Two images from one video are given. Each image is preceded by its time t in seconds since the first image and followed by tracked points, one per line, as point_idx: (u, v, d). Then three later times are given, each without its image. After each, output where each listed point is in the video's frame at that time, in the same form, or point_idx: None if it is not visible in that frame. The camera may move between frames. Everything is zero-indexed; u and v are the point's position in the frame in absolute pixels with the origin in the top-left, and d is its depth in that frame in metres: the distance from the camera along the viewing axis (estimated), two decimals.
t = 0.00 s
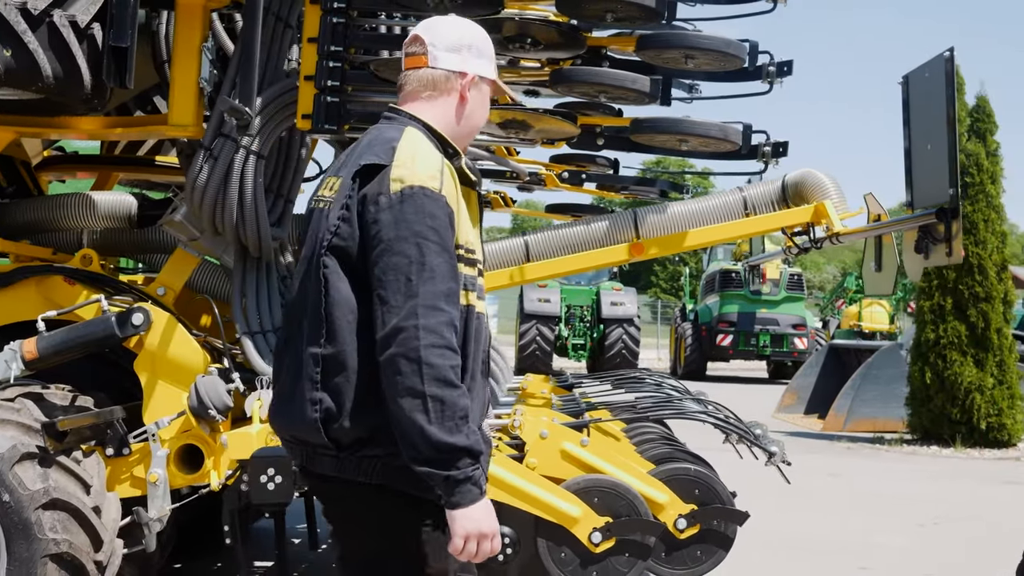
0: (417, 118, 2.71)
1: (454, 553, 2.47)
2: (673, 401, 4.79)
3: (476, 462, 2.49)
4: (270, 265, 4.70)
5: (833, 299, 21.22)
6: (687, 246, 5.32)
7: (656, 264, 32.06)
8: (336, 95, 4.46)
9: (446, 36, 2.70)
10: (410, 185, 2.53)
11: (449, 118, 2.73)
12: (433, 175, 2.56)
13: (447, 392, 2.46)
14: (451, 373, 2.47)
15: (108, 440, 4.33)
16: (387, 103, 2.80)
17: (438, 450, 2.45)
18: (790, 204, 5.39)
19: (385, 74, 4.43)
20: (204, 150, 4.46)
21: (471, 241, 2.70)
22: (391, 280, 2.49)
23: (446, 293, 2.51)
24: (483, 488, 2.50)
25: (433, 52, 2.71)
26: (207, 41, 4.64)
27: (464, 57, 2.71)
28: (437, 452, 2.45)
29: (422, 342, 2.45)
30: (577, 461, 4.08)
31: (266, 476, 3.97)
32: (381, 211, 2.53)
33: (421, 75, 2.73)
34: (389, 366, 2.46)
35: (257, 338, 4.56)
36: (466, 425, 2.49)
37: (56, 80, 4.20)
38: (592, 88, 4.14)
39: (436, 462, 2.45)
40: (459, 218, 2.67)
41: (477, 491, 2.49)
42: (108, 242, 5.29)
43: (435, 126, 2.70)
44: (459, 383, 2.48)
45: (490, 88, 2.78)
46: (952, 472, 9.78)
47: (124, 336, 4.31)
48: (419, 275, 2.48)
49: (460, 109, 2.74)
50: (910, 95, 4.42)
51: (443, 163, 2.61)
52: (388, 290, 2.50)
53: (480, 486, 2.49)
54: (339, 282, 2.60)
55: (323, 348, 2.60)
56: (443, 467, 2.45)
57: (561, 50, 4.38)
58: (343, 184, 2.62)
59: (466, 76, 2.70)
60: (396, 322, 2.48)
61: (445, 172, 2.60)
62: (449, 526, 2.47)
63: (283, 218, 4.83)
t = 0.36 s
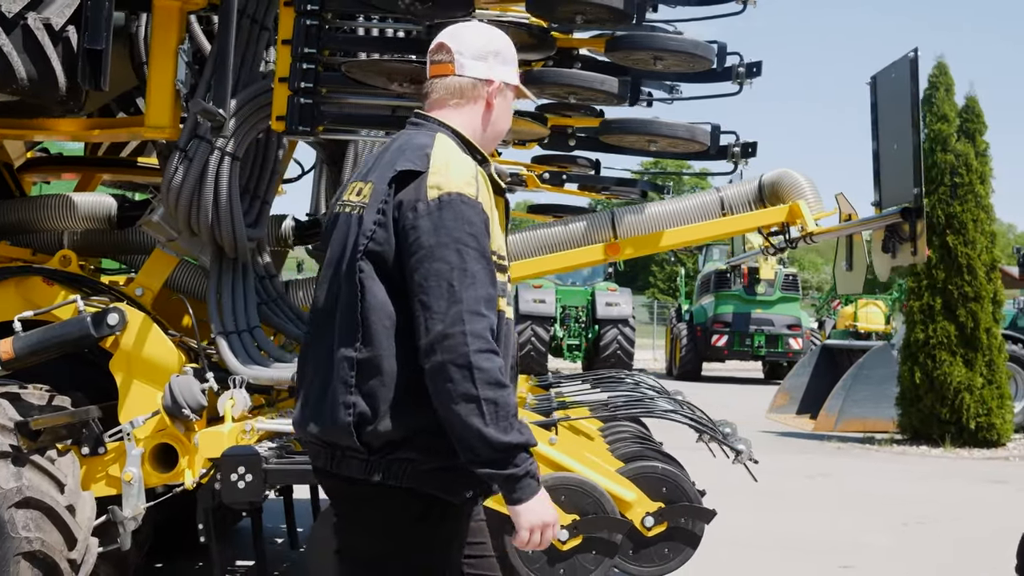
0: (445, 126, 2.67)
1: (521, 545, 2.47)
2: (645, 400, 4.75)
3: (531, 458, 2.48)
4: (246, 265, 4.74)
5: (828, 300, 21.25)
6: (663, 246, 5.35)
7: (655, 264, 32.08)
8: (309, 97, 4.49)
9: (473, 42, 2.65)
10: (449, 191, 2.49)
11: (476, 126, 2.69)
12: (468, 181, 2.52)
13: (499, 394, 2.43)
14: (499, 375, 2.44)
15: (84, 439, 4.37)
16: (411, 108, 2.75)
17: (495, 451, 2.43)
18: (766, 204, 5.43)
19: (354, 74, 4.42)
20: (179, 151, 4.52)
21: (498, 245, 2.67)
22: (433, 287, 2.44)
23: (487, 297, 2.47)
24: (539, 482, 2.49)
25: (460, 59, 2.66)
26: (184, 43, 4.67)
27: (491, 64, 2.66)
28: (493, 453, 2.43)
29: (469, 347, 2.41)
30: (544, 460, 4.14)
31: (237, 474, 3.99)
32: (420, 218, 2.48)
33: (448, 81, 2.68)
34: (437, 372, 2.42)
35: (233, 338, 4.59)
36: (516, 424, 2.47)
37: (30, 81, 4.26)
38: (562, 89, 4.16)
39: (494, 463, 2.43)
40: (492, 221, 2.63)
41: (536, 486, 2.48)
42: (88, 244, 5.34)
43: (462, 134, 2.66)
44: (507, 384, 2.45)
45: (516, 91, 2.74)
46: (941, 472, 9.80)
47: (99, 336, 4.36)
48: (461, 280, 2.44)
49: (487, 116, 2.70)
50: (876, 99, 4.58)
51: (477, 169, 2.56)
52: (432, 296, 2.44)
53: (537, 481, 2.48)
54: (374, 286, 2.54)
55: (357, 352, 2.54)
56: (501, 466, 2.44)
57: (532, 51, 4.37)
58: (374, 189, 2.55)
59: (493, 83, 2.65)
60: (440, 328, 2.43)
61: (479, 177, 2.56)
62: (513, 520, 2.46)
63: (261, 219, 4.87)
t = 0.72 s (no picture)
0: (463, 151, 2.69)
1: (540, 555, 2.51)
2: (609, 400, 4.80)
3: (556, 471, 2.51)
4: (215, 267, 4.79)
5: (825, 302, 21.26)
6: (632, 247, 5.37)
7: (654, 266, 32.07)
8: (275, 100, 4.54)
9: (483, 67, 2.66)
10: (477, 209, 2.52)
11: (494, 147, 2.71)
12: (494, 199, 2.55)
13: (527, 407, 2.46)
14: (527, 389, 2.47)
15: (51, 440, 4.39)
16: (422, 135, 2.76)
17: (524, 463, 2.45)
18: (738, 205, 5.47)
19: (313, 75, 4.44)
20: (148, 154, 4.57)
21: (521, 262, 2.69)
22: (462, 302, 2.47)
23: (516, 312, 2.50)
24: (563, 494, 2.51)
25: (471, 85, 2.67)
26: (153, 47, 4.70)
27: (502, 85, 2.67)
28: (521, 465, 2.45)
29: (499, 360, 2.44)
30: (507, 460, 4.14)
31: (198, 473, 4.03)
32: (447, 235, 2.51)
33: (461, 107, 2.70)
34: (468, 384, 2.45)
35: (201, 340, 4.62)
36: (543, 438, 2.49)
37: None
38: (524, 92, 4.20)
39: (522, 475, 2.45)
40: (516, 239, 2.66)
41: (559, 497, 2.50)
42: (63, 246, 5.33)
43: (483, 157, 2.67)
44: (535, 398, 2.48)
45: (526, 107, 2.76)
46: (930, 474, 9.81)
47: (67, 337, 4.38)
48: (490, 296, 2.47)
49: (503, 136, 2.72)
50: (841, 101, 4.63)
51: (501, 188, 2.60)
52: (462, 311, 2.47)
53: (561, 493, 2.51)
54: (402, 303, 2.56)
55: (387, 365, 2.54)
56: (529, 478, 2.46)
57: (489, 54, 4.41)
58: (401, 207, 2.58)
59: (506, 103, 2.67)
60: (469, 342, 2.46)
61: (503, 195, 2.59)
62: (535, 528, 2.50)
63: (231, 221, 4.89)
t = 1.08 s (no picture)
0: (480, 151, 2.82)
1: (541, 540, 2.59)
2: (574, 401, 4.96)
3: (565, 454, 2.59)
4: (184, 268, 4.82)
5: (823, 303, 21.24)
6: (600, 248, 5.37)
7: (655, 267, 32.04)
8: (240, 102, 4.59)
9: (498, 71, 2.81)
10: (491, 198, 2.64)
11: (509, 147, 2.85)
12: (509, 190, 2.68)
13: (540, 388, 2.57)
14: (541, 372, 2.58)
15: (18, 439, 4.46)
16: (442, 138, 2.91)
17: (534, 444, 2.55)
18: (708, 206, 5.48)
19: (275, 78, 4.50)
20: (115, 156, 4.62)
21: (543, 252, 2.80)
22: (481, 287, 2.59)
23: (533, 296, 2.61)
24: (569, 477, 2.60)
25: (488, 89, 2.81)
26: (121, 50, 4.74)
27: (517, 89, 2.82)
28: (532, 445, 2.55)
29: (515, 342, 2.56)
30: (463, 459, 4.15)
31: (159, 471, 4.11)
32: (465, 224, 2.64)
33: (479, 110, 2.84)
34: (482, 365, 2.57)
35: (167, 340, 4.68)
36: (554, 420, 2.60)
37: None
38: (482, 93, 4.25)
39: (532, 455, 2.55)
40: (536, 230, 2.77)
41: (565, 480, 2.59)
42: (36, 247, 5.38)
43: (500, 156, 2.81)
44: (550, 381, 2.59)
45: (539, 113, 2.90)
46: (917, 473, 9.82)
47: (33, 337, 4.46)
48: (507, 281, 2.59)
49: (517, 138, 2.86)
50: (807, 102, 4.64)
51: (516, 180, 2.72)
52: (482, 297, 2.59)
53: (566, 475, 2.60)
54: (431, 294, 2.67)
55: (420, 355, 2.65)
56: (537, 459, 2.55)
57: (450, 57, 4.46)
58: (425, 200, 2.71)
59: (520, 107, 2.82)
60: (487, 326, 2.58)
61: (519, 186, 2.72)
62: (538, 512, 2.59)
63: (199, 222, 4.92)
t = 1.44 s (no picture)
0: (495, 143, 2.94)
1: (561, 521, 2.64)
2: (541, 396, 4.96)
3: (577, 434, 2.65)
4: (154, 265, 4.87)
5: (818, 303, 21.23)
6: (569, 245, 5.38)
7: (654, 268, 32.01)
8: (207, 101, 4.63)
9: (512, 66, 2.93)
10: (501, 187, 2.74)
11: (523, 140, 2.97)
12: (519, 178, 2.78)
13: (549, 370, 2.65)
14: (551, 354, 2.66)
15: None
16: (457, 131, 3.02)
17: (542, 424, 2.62)
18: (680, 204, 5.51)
19: (242, 77, 4.54)
20: (83, 154, 4.67)
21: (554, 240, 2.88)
22: (492, 273, 2.69)
23: (543, 281, 2.70)
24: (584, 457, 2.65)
25: (503, 84, 2.93)
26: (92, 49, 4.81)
27: (531, 85, 2.94)
28: (541, 426, 2.62)
29: (524, 325, 2.64)
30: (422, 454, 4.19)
31: (122, 467, 4.18)
32: (477, 213, 2.74)
33: (495, 103, 2.96)
34: (493, 348, 2.66)
35: (136, 336, 4.71)
36: (566, 401, 2.67)
37: None
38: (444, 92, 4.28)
39: (542, 436, 2.62)
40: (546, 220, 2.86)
41: (579, 461, 2.64)
42: (13, 245, 5.42)
43: (513, 148, 2.92)
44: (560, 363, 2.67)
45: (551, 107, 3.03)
46: (903, 472, 9.83)
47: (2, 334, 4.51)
48: (517, 267, 2.68)
49: (530, 131, 2.98)
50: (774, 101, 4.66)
51: (525, 170, 2.82)
52: (493, 283, 2.69)
53: (581, 456, 2.65)
54: (446, 283, 2.78)
55: (437, 343, 2.76)
56: (548, 439, 2.62)
57: (415, 57, 4.50)
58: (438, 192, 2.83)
59: (533, 101, 2.94)
60: (497, 310, 2.67)
61: (529, 175, 2.82)
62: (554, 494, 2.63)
63: (171, 220, 4.95)
